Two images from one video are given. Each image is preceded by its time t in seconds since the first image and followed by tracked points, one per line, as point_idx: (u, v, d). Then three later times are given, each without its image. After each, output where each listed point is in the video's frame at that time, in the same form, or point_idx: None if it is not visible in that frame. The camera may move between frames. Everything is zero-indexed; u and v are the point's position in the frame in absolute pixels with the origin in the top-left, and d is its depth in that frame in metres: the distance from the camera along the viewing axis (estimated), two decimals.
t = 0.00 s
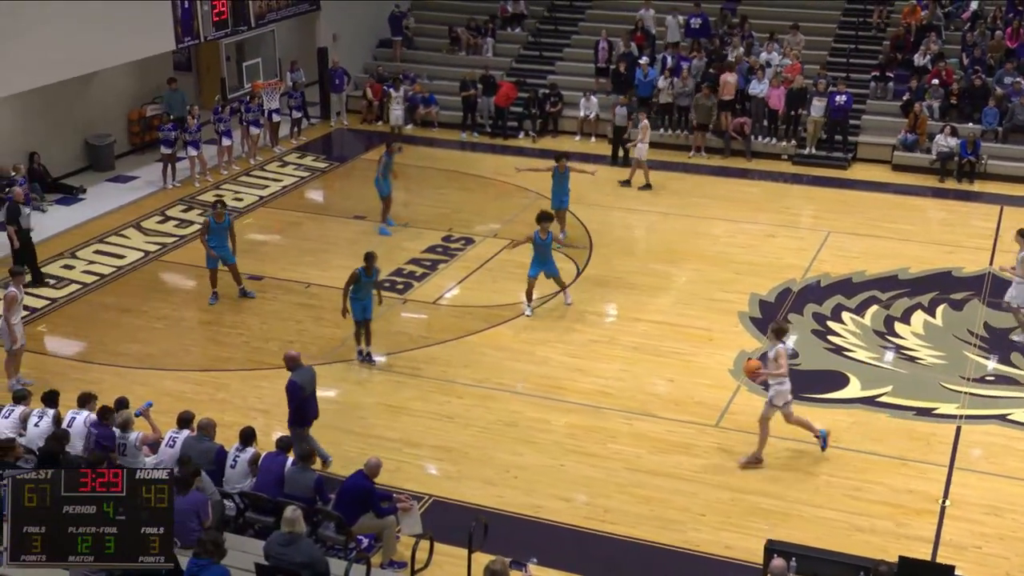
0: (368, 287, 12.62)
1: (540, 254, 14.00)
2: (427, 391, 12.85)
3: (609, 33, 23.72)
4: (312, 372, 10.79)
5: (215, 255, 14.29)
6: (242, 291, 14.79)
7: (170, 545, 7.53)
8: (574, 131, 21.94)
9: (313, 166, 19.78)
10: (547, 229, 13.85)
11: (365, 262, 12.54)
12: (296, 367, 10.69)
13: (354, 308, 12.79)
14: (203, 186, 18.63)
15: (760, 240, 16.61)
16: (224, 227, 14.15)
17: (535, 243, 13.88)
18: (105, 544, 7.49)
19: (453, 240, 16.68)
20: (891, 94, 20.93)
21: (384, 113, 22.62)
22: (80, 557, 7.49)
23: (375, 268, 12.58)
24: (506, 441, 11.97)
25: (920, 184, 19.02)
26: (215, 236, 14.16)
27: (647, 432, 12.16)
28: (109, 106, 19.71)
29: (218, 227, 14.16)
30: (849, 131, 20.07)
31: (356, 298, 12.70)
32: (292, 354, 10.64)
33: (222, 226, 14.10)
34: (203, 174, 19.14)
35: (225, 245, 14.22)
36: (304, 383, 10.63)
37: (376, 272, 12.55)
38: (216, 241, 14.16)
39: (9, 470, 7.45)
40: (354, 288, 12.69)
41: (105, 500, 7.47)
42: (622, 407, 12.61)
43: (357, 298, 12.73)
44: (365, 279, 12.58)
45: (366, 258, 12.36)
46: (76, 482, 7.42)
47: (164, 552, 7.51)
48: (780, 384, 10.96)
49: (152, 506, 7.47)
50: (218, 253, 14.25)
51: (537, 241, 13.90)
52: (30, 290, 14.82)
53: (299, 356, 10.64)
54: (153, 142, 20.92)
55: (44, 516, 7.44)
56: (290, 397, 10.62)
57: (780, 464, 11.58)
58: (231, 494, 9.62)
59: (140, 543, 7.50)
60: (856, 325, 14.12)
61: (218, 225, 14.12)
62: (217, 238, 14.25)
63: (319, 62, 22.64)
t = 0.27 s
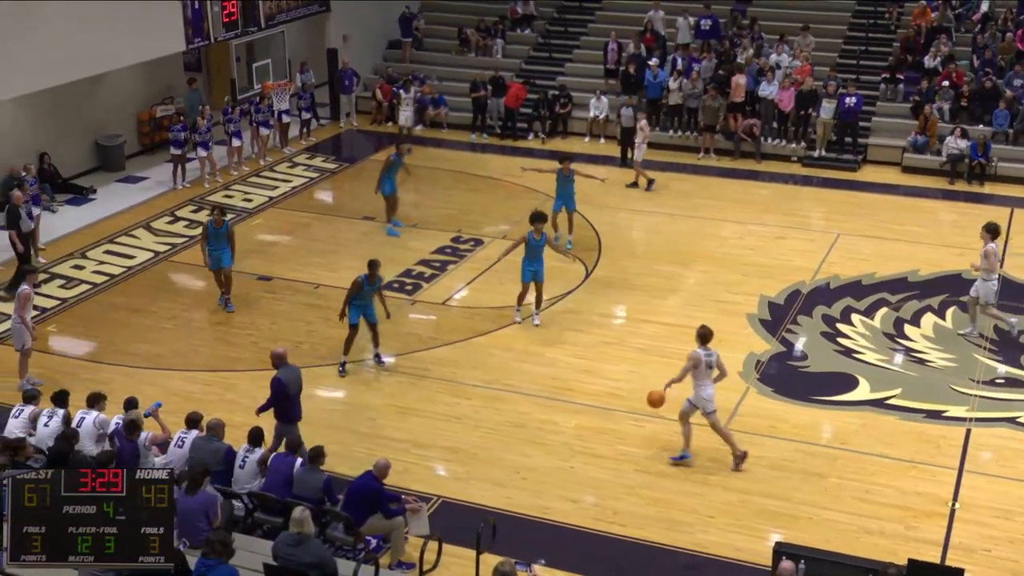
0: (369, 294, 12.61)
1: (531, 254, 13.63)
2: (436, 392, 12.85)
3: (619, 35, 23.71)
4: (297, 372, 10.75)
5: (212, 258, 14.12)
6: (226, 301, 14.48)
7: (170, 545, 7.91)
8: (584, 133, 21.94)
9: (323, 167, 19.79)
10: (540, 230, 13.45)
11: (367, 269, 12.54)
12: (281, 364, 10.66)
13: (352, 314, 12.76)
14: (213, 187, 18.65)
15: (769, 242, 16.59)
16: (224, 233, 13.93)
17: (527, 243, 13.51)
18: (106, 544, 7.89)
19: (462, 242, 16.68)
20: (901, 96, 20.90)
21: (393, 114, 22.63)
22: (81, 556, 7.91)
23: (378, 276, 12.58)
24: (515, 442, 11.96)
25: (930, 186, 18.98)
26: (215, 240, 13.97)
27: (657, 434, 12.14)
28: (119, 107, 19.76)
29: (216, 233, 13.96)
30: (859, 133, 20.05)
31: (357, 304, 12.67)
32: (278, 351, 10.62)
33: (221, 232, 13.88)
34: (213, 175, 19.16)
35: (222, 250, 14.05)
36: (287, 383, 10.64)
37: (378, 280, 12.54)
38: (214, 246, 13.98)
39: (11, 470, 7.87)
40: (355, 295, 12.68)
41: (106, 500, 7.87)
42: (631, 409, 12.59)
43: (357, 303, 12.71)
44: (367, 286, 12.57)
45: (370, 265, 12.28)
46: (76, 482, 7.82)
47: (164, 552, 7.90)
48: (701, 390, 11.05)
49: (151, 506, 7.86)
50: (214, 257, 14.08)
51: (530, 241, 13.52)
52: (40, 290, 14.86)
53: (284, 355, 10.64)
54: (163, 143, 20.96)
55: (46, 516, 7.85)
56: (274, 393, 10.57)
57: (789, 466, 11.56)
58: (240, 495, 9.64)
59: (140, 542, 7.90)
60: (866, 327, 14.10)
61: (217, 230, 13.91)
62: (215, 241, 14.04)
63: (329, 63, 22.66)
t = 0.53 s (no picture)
0: (367, 305, 12.53)
1: (524, 271, 13.64)
2: (448, 393, 12.86)
3: (631, 37, 23.70)
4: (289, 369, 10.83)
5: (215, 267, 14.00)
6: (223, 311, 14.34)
7: (170, 545, 7.81)
8: (596, 135, 21.93)
9: (335, 168, 19.82)
10: (535, 249, 13.54)
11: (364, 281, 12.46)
12: (273, 359, 10.75)
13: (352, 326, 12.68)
14: (226, 188, 18.69)
15: (782, 244, 16.56)
16: (231, 242, 13.90)
17: (520, 260, 13.53)
18: (105, 543, 7.80)
19: (474, 243, 16.69)
20: (914, 99, 20.85)
21: (405, 115, 22.66)
22: (81, 556, 7.81)
23: (376, 287, 12.46)
24: (526, 443, 11.96)
25: (943, 189, 18.94)
26: (222, 248, 13.93)
27: (668, 436, 12.12)
28: (132, 108, 19.81)
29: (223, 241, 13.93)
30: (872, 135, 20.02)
31: (355, 315, 12.58)
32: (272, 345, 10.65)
33: (229, 240, 13.86)
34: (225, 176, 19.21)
35: (227, 259, 13.98)
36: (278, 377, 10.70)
37: (377, 291, 12.47)
38: (220, 254, 13.93)
39: (11, 470, 7.79)
40: (353, 306, 12.59)
41: (105, 500, 7.78)
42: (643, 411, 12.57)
43: (355, 314, 12.62)
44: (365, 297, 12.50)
45: (365, 277, 12.23)
46: (77, 482, 7.73)
47: (164, 552, 7.80)
48: (640, 393, 11.00)
49: (152, 506, 7.77)
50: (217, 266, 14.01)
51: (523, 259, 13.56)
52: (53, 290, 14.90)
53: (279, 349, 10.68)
54: (176, 144, 21.00)
55: (45, 517, 7.76)
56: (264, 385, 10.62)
57: (801, 469, 11.53)
58: (251, 495, 9.66)
59: (141, 542, 7.80)
60: (878, 330, 14.06)
61: (224, 237, 13.87)
62: (220, 249, 13.97)
63: (341, 65, 22.70)
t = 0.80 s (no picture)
0: (370, 306, 12.52)
1: (506, 275, 13.47)
2: (460, 394, 12.86)
3: (645, 39, 23.68)
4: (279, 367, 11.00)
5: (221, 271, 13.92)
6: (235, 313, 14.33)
7: (170, 545, 7.84)
8: (609, 137, 21.92)
9: (348, 169, 19.85)
10: (514, 251, 13.28)
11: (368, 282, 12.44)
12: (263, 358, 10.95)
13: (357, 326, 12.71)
14: (239, 189, 18.73)
15: (794, 247, 16.53)
16: (239, 245, 13.88)
17: (501, 263, 13.34)
18: (105, 543, 7.83)
19: (486, 244, 16.70)
20: (928, 101, 20.79)
21: (418, 116, 22.68)
22: (81, 556, 7.84)
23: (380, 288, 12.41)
24: (538, 445, 11.96)
25: (957, 192, 18.88)
26: (229, 252, 13.90)
27: (680, 439, 12.11)
28: (146, 109, 19.87)
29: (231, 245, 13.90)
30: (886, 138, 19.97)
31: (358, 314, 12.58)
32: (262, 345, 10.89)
33: (237, 244, 13.83)
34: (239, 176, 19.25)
35: (235, 263, 13.95)
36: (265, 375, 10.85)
37: (380, 291, 12.42)
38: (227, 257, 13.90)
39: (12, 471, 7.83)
40: (356, 305, 12.60)
41: (105, 500, 7.82)
42: (655, 413, 12.56)
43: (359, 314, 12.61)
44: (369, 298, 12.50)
45: (369, 278, 12.20)
46: (77, 482, 7.77)
47: (164, 552, 7.83)
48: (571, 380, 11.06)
49: (152, 506, 7.81)
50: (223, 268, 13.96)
51: (504, 262, 13.37)
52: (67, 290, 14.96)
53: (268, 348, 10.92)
54: (190, 145, 21.06)
55: (46, 517, 7.80)
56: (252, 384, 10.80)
57: (814, 472, 11.51)
58: (263, 496, 9.67)
59: (140, 542, 7.83)
60: (892, 334, 14.03)
61: (231, 242, 13.85)
62: (227, 254, 13.93)
63: (355, 66, 22.73)
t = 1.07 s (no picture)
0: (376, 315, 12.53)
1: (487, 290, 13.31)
2: (469, 396, 12.87)
3: (656, 41, 23.66)
4: (262, 366, 10.98)
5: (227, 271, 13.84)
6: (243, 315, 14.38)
7: (170, 545, 7.75)
8: (619, 138, 21.92)
9: (358, 171, 19.88)
10: (497, 270, 13.19)
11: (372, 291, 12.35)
12: (247, 356, 10.92)
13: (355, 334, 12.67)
14: (249, 190, 18.76)
15: (805, 249, 16.51)
16: (245, 247, 13.79)
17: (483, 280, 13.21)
18: (105, 544, 7.77)
19: (496, 246, 16.71)
20: (940, 103, 20.75)
21: (427, 117, 22.70)
22: (81, 556, 7.78)
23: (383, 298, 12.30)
24: (547, 446, 11.96)
25: (969, 194, 18.84)
26: (234, 254, 13.82)
27: (689, 441, 12.09)
28: (157, 109, 19.91)
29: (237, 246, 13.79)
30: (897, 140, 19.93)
31: (360, 322, 12.50)
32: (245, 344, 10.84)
33: (244, 246, 13.74)
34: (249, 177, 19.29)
35: (241, 264, 13.87)
36: (243, 372, 10.84)
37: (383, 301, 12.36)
38: (232, 259, 13.83)
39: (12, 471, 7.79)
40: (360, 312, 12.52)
41: (105, 500, 7.76)
42: (664, 415, 12.55)
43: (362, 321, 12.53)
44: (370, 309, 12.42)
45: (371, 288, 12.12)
46: (77, 482, 7.72)
47: (165, 552, 7.73)
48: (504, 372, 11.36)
49: (152, 505, 7.73)
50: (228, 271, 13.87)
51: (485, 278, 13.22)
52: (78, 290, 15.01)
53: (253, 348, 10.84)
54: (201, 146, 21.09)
55: (46, 516, 7.75)
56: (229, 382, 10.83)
57: (824, 475, 11.49)
58: (273, 496, 9.69)
59: (140, 542, 7.75)
60: (903, 336, 13.99)
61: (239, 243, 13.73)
62: (233, 254, 13.84)
63: (365, 67, 22.76)
